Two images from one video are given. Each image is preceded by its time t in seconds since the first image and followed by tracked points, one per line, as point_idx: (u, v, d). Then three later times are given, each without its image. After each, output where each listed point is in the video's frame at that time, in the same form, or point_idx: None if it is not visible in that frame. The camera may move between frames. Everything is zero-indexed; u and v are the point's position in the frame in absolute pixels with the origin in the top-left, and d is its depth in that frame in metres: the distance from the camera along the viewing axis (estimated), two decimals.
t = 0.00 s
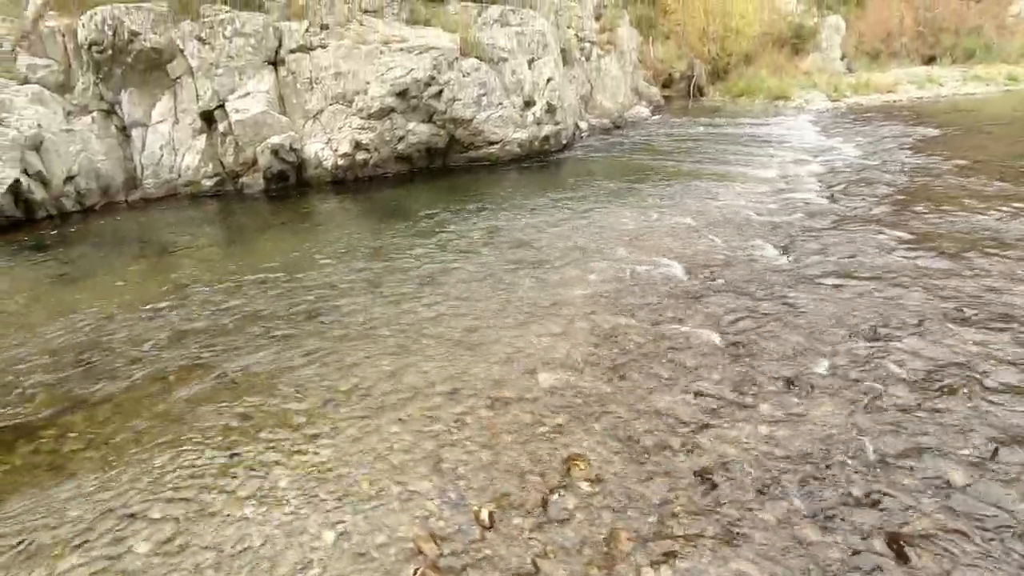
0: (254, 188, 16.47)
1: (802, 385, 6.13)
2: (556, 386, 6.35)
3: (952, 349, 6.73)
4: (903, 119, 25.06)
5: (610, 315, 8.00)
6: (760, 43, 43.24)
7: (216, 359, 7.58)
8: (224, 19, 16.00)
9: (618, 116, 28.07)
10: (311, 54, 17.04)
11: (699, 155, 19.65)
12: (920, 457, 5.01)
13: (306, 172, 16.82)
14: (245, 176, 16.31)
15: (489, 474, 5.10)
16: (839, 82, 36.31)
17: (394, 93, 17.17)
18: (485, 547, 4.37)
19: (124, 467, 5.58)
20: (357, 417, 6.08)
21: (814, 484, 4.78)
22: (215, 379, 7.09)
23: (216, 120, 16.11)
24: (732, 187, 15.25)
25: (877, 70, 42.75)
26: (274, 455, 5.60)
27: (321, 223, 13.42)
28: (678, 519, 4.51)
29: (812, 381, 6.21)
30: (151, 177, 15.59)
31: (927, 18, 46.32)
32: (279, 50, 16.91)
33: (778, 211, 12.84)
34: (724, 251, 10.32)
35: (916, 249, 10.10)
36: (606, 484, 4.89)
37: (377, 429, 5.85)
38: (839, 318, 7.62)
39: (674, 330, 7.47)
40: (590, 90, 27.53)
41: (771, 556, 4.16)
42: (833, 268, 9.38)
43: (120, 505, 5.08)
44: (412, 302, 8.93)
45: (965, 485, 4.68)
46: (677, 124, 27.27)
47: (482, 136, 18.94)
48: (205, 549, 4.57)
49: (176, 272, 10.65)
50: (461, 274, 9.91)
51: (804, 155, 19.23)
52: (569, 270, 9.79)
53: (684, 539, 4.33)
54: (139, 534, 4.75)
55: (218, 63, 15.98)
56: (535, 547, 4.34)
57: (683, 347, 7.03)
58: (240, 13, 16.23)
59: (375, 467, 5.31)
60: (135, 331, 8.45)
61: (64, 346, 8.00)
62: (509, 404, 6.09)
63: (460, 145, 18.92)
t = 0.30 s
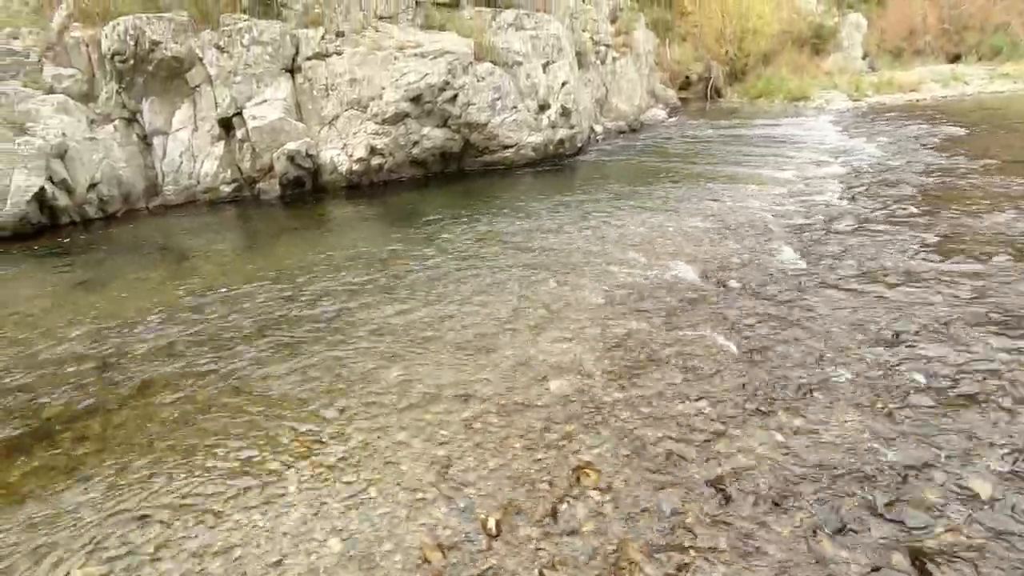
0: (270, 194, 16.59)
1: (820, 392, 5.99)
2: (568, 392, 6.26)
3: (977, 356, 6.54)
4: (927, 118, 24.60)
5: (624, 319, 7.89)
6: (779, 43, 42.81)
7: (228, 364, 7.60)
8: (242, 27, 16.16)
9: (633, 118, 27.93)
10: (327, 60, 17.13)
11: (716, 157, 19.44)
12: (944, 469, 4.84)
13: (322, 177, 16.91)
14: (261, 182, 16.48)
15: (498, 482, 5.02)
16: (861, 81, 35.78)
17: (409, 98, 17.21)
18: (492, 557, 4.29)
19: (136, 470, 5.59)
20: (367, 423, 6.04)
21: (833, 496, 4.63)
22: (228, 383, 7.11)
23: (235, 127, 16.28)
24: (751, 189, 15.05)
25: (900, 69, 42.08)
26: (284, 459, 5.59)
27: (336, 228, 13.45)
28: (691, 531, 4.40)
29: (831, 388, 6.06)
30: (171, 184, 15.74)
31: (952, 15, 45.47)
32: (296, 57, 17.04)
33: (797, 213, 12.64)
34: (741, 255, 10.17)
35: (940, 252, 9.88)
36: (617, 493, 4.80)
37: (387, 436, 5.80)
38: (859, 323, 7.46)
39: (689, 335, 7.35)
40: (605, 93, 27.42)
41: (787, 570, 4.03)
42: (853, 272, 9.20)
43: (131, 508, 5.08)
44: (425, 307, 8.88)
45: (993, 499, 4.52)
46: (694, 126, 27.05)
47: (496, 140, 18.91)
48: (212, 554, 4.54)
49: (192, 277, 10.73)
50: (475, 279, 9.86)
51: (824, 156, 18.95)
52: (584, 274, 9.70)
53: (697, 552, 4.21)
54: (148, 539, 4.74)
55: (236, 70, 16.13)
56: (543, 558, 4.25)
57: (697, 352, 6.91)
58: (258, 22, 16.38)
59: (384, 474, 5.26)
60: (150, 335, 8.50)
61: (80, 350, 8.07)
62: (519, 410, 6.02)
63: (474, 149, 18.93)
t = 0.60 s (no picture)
0: (290, 192, 16.77)
1: (836, 396, 5.92)
2: (580, 392, 6.27)
3: (1001, 362, 6.42)
4: (957, 117, 24.13)
5: (639, 320, 7.87)
6: (803, 40, 42.28)
7: (246, 360, 7.69)
8: (265, 27, 16.34)
9: (653, 117, 27.78)
10: (347, 60, 17.26)
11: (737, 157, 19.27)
12: (964, 478, 4.76)
13: (340, 176, 17.08)
14: (281, 180, 16.66)
15: (509, 481, 5.04)
16: (888, 79, 35.20)
17: (428, 97, 17.27)
18: (501, 556, 4.30)
19: (154, 461, 5.70)
20: (380, 419, 6.09)
21: (846, 502, 4.58)
22: (245, 378, 7.20)
23: (256, 126, 16.43)
24: (771, 189, 14.89)
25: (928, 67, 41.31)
26: (299, 453, 5.65)
27: (354, 226, 13.56)
28: (701, 534, 4.37)
29: (847, 391, 6.00)
30: (195, 181, 15.97)
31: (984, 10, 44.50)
32: (316, 57, 17.21)
33: (818, 214, 12.49)
34: (759, 256, 10.08)
35: (966, 254, 9.70)
36: (627, 494, 4.79)
37: (400, 432, 5.84)
38: (878, 327, 7.35)
39: (704, 336, 7.31)
40: (625, 92, 27.30)
41: None
42: (873, 274, 9.08)
43: (149, 498, 5.19)
44: (440, 306, 8.91)
45: (1013, 509, 4.44)
46: (714, 125, 26.82)
47: (514, 139, 18.91)
48: (226, 545, 4.62)
49: (213, 273, 10.88)
50: (490, 278, 9.87)
51: (848, 155, 18.70)
52: (600, 274, 9.68)
53: (706, 556, 4.19)
54: (164, 530, 4.82)
55: (258, 70, 16.30)
56: (551, 557, 4.26)
57: (712, 354, 6.87)
58: (280, 22, 16.56)
59: (395, 470, 5.30)
60: (170, 330, 8.65)
61: (102, 345, 8.23)
62: (532, 409, 6.03)
63: (492, 148, 18.97)
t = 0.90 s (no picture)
0: (306, 191, 16.90)
1: (851, 400, 5.85)
2: (589, 392, 6.26)
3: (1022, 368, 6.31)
4: (981, 117, 23.73)
5: (652, 320, 7.84)
6: (823, 38, 41.82)
7: (260, 356, 7.77)
8: (283, 28, 16.47)
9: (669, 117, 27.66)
10: (363, 60, 17.35)
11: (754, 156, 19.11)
12: (980, 485, 4.69)
13: (356, 175, 17.18)
14: (298, 179, 16.79)
15: (519, 480, 5.04)
16: (911, 78, 34.70)
17: (443, 96, 17.34)
18: (509, 554, 4.32)
19: (171, 453, 5.79)
20: (393, 416, 6.12)
21: (857, 507, 4.54)
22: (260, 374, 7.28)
23: (274, 125, 16.57)
24: (789, 189, 14.76)
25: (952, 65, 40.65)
26: (312, 449, 5.70)
27: (369, 225, 13.63)
28: (710, 536, 4.36)
29: (862, 395, 5.94)
30: (214, 179, 16.16)
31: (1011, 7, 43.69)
32: (333, 56, 17.30)
33: (837, 215, 12.36)
34: (775, 257, 10.01)
35: (988, 257, 9.54)
36: (636, 495, 4.78)
37: (411, 430, 5.87)
38: (896, 330, 7.26)
39: (718, 337, 7.26)
40: (641, 91, 27.21)
41: None
42: (891, 276, 8.97)
43: (165, 489, 5.27)
44: (454, 305, 8.93)
45: None
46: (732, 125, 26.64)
47: (529, 138, 18.90)
48: (239, 537, 4.68)
49: (230, 270, 11.00)
50: (504, 277, 9.88)
51: (868, 156, 18.47)
52: (614, 274, 9.66)
53: (715, 558, 4.18)
54: (178, 521, 4.90)
55: (276, 70, 16.45)
56: (559, 557, 4.26)
57: (725, 355, 6.83)
58: (298, 22, 16.69)
59: (406, 467, 5.33)
60: (187, 325, 8.77)
61: (121, 339, 8.37)
62: (543, 408, 6.03)
63: (507, 147, 18.96)
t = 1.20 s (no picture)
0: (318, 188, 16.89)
1: (867, 400, 5.76)
2: (600, 390, 6.22)
3: None
4: (1004, 112, 23.28)
5: (664, 318, 7.78)
6: (841, 32, 41.32)
7: (273, 351, 7.80)
8: (296, 25, 16.55)
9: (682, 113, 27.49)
10: (375, 57, 17.42)
11: (769, 153, 18.91)
12: (999, 488, 4.60)
13: (369, 171, 17.17)
14: (311, 176, 16.80)
15: (529, 477, 5.02)
16: (931, 73, 34.15)
17: (455, 93, 17.34)
18: (517, 551, 4.31)
19: (184, 447, 5.84)
20: (404, 413, 6.11)
21: (872, 508, 4.47)
22: (273, 369, 7.32)
23: (287, 123, 16.62)
24: (805, 185, 14.59)
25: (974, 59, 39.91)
26: (323, 444, 5.72)
27: (381, 222, 13.65)
28: (721, 536, 4.32)
29: (877, 394, 5.86)
30: (228, 176, 16.25)
31: None
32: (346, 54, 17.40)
33: (854, 211, 12.20)
34: (789, 254, 9.89)
35: (1010, 255, 9.36)
36: (647, 494, 4.75)
37: (421, 426, 5.86)
38: (914, 329, 7.14)
39: (731, 335, 7.20)
40: (654, 87, 27.06)
41: None
42: (909, 274, 8.83)
43: (179, 482, 5.31)
44: (466, 302, 8.88)
45: None
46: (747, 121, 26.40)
47: (540, 134, 18.72)
48: (250, 530, 4.70)
49: (243, 267, 11.06)
50: (515, 274, 9.84)
51: (887, 152, 18.20)
52: (627, 271, 9.59)
53: (726, 557, 4.14)
54: (190, 514, 4.93)
55: (289, 68, 16.51)
56: (568, 555, 4.24)
57: (738, 354, 6.76)
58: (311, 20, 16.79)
59: (417, 463, 5.33)
60: (200, 320, 8.83)
61: (136, 334, 8.45)
62: (554, 406, 6.00)
63: (519, 143, 18.80)
